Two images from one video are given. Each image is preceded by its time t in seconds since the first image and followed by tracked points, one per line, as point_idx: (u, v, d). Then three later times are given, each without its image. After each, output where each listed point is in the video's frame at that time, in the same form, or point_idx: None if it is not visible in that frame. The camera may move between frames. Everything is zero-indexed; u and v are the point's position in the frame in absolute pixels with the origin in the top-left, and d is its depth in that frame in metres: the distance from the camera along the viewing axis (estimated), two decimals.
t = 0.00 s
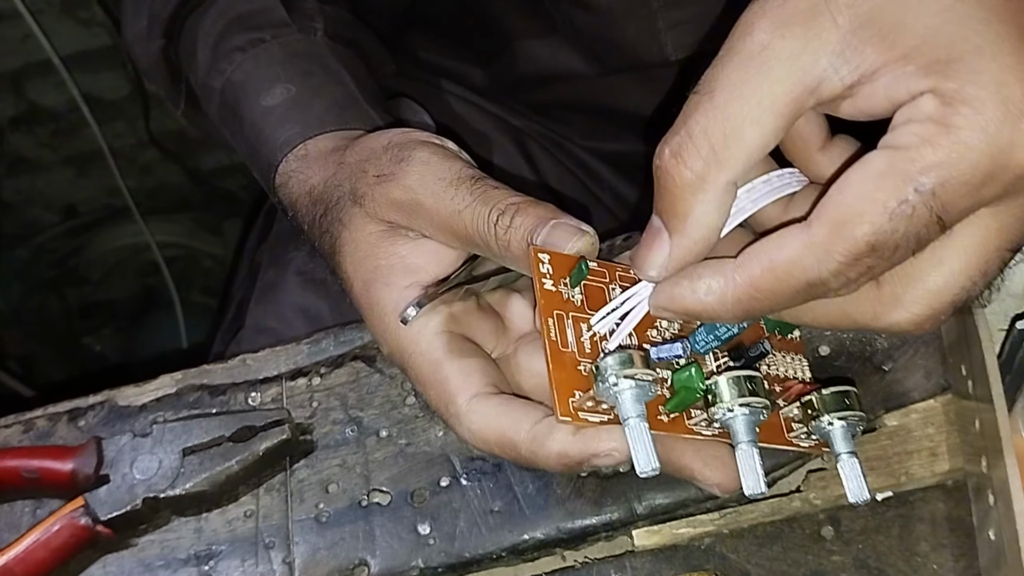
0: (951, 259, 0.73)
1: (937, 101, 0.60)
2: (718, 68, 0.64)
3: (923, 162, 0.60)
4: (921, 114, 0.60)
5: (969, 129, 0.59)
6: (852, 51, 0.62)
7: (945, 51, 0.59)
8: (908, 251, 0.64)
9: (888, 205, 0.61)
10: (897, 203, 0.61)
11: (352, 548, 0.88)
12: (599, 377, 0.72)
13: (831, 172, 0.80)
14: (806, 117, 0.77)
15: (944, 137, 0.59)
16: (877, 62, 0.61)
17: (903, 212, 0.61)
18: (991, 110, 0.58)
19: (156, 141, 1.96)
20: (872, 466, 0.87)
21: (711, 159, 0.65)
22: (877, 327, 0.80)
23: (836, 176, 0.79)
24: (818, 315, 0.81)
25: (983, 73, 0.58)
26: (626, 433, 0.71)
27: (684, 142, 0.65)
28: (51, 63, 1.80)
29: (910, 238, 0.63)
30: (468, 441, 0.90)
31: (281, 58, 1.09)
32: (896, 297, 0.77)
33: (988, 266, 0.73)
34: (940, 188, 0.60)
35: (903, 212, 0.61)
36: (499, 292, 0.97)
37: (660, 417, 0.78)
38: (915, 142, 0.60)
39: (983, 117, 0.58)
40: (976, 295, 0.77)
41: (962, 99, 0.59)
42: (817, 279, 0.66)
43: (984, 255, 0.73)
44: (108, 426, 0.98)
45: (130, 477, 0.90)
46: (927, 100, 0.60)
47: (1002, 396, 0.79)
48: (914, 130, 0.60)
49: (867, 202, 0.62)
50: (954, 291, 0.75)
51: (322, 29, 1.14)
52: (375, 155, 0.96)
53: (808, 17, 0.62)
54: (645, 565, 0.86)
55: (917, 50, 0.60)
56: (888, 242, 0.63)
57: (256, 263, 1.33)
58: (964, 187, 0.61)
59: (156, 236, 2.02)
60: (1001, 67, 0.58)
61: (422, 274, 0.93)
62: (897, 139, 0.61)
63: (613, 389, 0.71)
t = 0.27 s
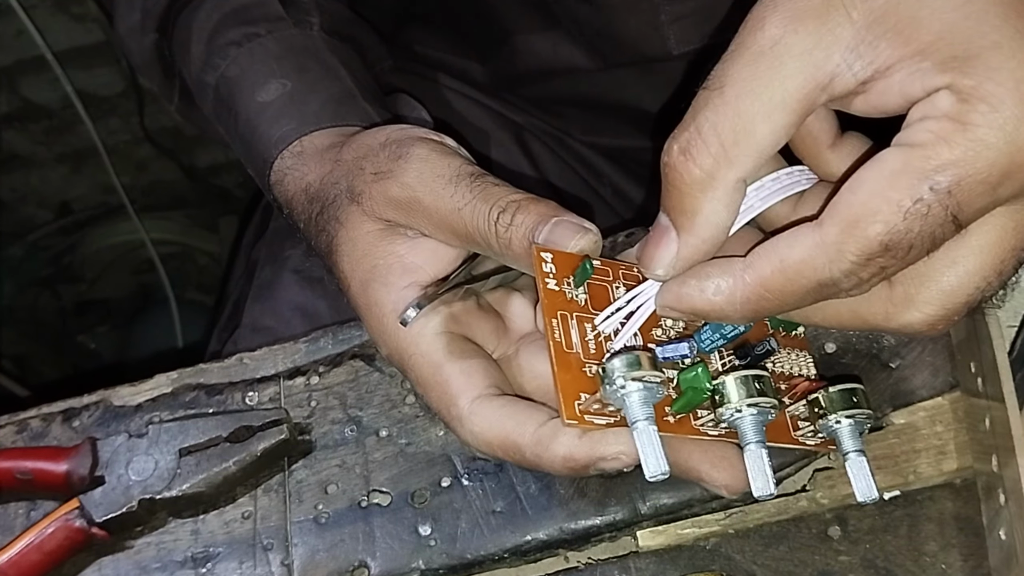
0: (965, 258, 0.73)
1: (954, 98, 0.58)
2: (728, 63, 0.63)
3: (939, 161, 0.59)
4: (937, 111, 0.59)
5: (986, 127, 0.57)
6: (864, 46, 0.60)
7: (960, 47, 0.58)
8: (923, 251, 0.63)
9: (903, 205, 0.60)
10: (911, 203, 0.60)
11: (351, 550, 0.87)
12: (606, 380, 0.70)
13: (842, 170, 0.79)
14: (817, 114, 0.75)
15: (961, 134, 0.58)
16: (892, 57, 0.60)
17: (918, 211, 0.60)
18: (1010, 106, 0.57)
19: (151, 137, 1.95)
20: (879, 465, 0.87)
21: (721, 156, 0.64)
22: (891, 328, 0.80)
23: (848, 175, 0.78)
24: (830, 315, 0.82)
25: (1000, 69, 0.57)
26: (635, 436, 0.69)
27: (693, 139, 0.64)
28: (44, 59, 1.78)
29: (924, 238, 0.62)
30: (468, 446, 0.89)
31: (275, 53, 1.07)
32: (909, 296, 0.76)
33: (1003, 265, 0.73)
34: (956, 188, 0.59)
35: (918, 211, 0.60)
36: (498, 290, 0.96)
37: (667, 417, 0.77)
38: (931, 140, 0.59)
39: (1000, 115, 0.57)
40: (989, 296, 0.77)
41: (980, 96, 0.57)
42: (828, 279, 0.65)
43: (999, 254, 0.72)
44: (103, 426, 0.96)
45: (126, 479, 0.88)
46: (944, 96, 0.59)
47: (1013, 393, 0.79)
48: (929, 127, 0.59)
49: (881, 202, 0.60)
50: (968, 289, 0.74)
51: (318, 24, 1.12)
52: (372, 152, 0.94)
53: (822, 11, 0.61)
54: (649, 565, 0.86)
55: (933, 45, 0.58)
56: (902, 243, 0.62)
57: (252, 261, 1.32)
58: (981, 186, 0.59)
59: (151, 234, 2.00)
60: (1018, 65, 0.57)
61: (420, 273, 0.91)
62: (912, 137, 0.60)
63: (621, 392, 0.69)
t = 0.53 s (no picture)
0: (974, 257, 0.73)
1: (965, 95, 0.58)
2: (738, 60, 0.63)
3: (949, 158, 0.59)
4: (947, 108, 0.59)
5: (996, 124, 0.58)
6: (876, 42, 0.61)
7: (971, 44, 0.58)
8: (931, 248, 0.63)
9: (912, 201, 0.60)
10: (921, 200, 0.60)
11: (354, 549, 0.87)
12: (616, 375, 0.71)
13: (849, 170, 0.79)
14: (826, 112, 0.75)
15: (970, 132, 0.58)
16: (904, 53, 0.60)
17: (927, 208, 0.60)
18: (1020, 104, 0.57)
19: (150, 136, 1.95)
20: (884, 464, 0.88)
21: (731, 153, 0.63)
22: (899, 325, 0.80)
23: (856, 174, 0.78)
24: (839, 312, 0.82)
25: (1011, 66, 0.57)
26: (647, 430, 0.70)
27: (703, 136, 0.64)
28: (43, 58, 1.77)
29: (932, 236, 0.62)
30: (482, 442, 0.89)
31: (276, 53, 1.06)
32: (916, 294, 0.76)
33: (1012, 262, 0.73)
34: (965, 185, 0.59)
35: (927, 208, 0.60)
36: (502, 288, 0.96)
37: (676, 411, 0.77)
38: (940, 137, 0.59)
39: (1010, 112, 0.57)
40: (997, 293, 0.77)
41: (990, 94, 0.57)
42: (836, 276, 0.65)
43: (1008, 251, 0.72)
44: (104, 426, 0.96)
45: (128, 479, 0.88)
46: (954, 93, 0.59)
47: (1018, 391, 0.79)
48: (939, 125, 0.59)
49: (891, 198, 0.60)
50: (977, 287, 0.74)
51: (318, 24, 1.12)
52: (373, 153, 0.94)
53: (833, 8, 0.61)
54: (653, 565, 0.85)
55: (946, 41, 0.59)
56: (910, 240, 0.62)
57: (253, 260, 1.32)
58: (989, 184, 0.60)
59: (150, 232, 2.01)
60: None
61: (424, 273, 0.91)
62: (922, 134, 0.60)
63: (633, 386, 0.69)
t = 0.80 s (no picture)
0: (976, 249, 0.72)
1: (966, 85, 0.58)
2: (739, 51, 0.62)
3: (950, 148, 0.58)
4: (949, 98, 0.59)
5: (997, 114, 0.57)
6: (877, 32, 0.60)
7: (973, 34, 0.58)
8: (933, 239, 0.62)
9: (913, 191, 0.60)
10: (922, 190, 0.59)
11: (354, 550, 0.86)
12: (617, 370, 0.71)
13: (849, 162, 0.78)
14: (827, 104, 0.75)
15: (972, 122, 0.58)
16: (905, 43, 0.59)
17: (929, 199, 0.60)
18: (1022, 94, 0.57)
19: (148, 136, 1.95)
20: (888, 464, 0.87)
21: (732, 144, 0.63)
22: (899, 318, 0.80)
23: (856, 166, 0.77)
24: (839, 305, 0.82)
25: (1012, 57, 0.57)
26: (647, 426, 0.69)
27: (703, 128, 0.64)
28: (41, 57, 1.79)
29: (935, 226, 0.61)
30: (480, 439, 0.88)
31: (276, 50, 1.06)
32: (918, 287, 0.76)
33: (1013, 253, 0.73)
34: (967, 175, 0.59)
35: (929, 198, 0.60)
36: (502, 285, 0.95)
37: (676, 408, 0.77)
38: (942, 128, 0.58)
39: (1012, 102, 0.57)
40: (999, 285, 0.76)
41: (992, 84, 0.57)
42: (838, 267, 0.64)
43: (1009, 243, 0.72)
44: (102, 426, 0.95)
45: (126, 479, 0.88)
46: (955, 83, 0.58)
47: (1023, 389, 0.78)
48: (941, 115, 0.59)
49: (892, 189, 0.60)
50: (979, 279, 0.74)
51: (318, 20, 1.11)
52: (375, 148, 0.94)
53: None
54: (655, 566, 0.85)
55: (947, 32, 0.58)
56: (912, 230, 0.61)
57: (252, 259, 1.31)
58: (991, 174, 0.59)
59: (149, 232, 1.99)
60: None
61: (424, 269, 0.91)
62: (923, 125, 0.59)
63: (633, 381, 0.69)
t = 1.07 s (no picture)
0: (980, 253, 0.72)
1: (970, 89, 0.58)
2: (741, 55, 0.62)
3: (954, 154, 0.58)
4: (952, 103, 0.58)
5: (1002, 119, 0.57)
6: (880, 37, 0.59)
7: (976, 38, 0.57)
8: (936, 245, 0.62)
9: (917, 197, 0.59)
10: (925, 196, 0.59)
11: (352, 556, 0.86)
12: (617, 365, 0.70)
13: (853, 166, 0.78)
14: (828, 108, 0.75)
15: (976, 127, 0.57)
16: (907, 48, 0.59)
17: (932, 205, 0.60)
18: None
19: (143, 137, 1.94)
20: (888, 468, 0.88)
21: (734, 148, 0.63)
22: (902, 322, 0.79)
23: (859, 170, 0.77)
24: (844, 309, 0.82)
25: (1016, 61, 0.56)
26: (648, 420, 0.68)
27: (705, 132, 0.63)
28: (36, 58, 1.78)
29: (938, 232, 0.61)
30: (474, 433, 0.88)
31: (270, 51, 1.05)
32: (921, 292, 0.75)
33: (1016, 259, 0.73)
34: (970, 181, 0.59)
35: (932, 204, 0.60)
36: (497, 287, 0.95)
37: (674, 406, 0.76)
38: (946, 132, 0.58)
39: (1015, 107, 0.57)
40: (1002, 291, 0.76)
41: (996, 88, 0.57)
42: (841, 273, 0.64)
43: (1013, 248, 0.72)
44: (98, 431, 0.95)
45: (123, 484, 0.87)
46: (959, 88, 0.58)
47: None
48: (944, 120, 0.58)
49: (895, 195, 0.60)
50: (982, 285, 0.74)
51: (313, 21, 1.10)
52: (368, 149, 0.93)
53: (836, 2, 0.60)
54: (655, 570, 0.85)
55: (950, 36, 0.58)
56: (916, 236, 0.61)
57: (248, 261, 1.31)
58: (996, 179, 0.59)
59: (144, 233, 1.98)
60: None
61: (419, 270, 0.90)
62: (926, 130, 0.59)
63: (634, 375, 0.68)
